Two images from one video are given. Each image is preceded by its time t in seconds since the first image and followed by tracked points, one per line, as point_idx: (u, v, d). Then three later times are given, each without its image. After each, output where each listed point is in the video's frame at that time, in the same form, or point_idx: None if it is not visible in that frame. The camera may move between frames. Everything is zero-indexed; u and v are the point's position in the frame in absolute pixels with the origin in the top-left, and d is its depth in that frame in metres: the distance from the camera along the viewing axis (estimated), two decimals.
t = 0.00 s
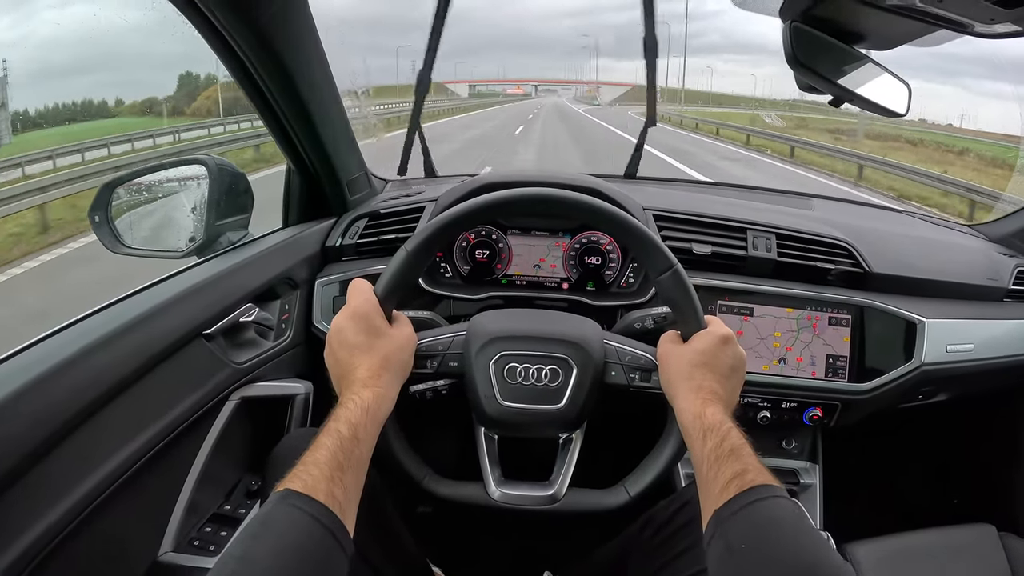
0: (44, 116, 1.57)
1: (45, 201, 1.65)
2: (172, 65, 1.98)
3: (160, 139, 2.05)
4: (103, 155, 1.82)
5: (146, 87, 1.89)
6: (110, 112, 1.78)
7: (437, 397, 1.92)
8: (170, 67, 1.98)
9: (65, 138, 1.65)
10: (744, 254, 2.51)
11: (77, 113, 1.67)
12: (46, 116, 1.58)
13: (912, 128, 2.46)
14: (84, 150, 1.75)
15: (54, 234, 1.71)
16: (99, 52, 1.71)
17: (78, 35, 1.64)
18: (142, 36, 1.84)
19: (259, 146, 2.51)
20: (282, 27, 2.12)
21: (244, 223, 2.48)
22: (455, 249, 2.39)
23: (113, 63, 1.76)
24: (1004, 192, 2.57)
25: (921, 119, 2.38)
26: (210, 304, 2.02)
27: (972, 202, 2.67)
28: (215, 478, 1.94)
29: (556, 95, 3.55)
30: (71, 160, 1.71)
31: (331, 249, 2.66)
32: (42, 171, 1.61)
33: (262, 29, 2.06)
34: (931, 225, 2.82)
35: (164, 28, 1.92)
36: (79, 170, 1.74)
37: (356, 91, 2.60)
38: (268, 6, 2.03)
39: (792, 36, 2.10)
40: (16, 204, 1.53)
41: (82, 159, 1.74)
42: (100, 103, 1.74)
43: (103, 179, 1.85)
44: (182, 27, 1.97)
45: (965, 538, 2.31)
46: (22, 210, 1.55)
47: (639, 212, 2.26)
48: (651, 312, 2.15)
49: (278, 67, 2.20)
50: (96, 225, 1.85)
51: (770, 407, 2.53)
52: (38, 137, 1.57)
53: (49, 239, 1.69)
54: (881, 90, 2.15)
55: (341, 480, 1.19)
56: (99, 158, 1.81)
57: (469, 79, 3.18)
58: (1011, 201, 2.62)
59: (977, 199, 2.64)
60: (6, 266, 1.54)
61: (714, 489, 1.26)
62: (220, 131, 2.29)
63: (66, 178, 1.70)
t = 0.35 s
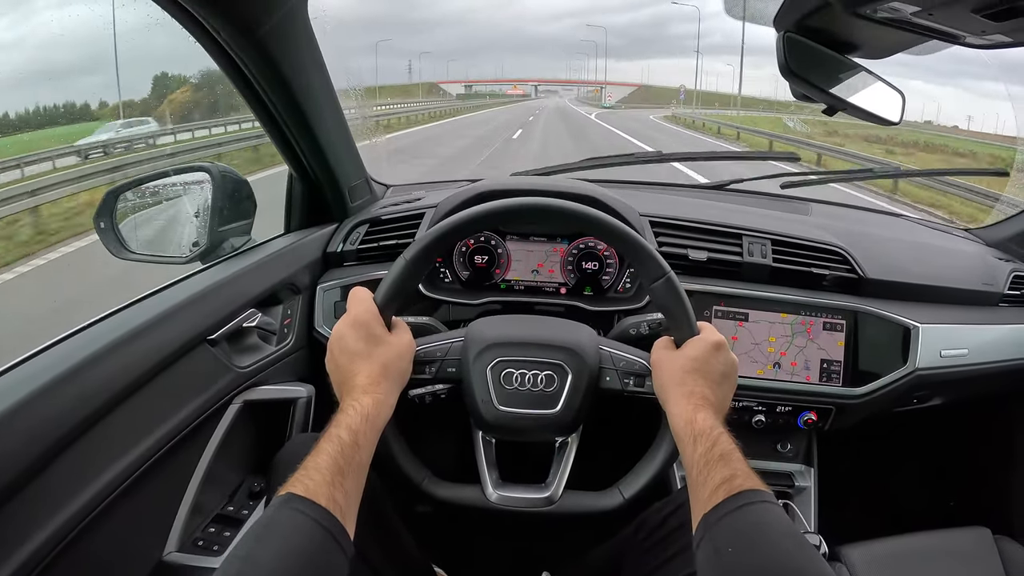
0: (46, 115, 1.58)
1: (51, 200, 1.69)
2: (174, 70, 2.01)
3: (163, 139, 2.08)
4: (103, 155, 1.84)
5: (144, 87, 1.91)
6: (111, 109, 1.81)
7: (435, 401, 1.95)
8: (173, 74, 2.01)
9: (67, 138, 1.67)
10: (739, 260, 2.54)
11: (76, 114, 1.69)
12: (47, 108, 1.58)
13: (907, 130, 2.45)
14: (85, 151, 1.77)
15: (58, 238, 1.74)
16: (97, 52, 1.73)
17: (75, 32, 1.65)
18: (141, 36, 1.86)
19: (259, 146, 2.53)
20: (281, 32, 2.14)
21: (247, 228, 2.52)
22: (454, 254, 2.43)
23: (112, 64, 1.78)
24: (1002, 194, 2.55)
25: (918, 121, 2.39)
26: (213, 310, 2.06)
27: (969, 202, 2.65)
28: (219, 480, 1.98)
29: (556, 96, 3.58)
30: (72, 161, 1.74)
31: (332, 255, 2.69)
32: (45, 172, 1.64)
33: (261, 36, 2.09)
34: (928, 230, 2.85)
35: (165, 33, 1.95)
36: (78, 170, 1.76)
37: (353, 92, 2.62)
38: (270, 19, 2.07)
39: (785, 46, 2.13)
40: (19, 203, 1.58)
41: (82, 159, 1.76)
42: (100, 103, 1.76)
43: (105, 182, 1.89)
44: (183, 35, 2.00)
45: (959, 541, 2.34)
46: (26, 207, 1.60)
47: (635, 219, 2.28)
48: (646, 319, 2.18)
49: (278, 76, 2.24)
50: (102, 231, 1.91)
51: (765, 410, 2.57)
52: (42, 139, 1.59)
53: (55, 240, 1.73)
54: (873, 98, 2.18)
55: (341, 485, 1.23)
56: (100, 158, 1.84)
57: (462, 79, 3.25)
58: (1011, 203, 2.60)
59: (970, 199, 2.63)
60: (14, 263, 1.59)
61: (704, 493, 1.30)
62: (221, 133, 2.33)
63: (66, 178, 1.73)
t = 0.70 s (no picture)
0: (39, 118, 1.57)
1: (56, 201, 1.69)
2: (173, 71, 2.00)
3: (164, 140, 2.07)
4: (104, 157, 1.84)
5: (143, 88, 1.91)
6: (105, 111, 1.79)
7: (439, 403, 1.95)
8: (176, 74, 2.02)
9: (67, 137, 1.67)
10: (743, 262, 2.54)
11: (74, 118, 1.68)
12: (38, 108, 1.57)
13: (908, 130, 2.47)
14: (87, 153, 1.77)
15: (63, 237, 1.74)
16: (97, 50, 1.72)
17: (74, 34, 1.64)
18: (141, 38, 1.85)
19: (256, 150, 2.50)
20: (285, 34, 2.14)
21: (249, 230, 2.52)
22: (457, 256, 2.42)
23: (112, 64, 1.77)
24: (1005, 194, 2.55)
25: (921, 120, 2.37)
26: (216, 312, 2.05)
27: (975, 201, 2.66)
28: (221, 482, 1.98)
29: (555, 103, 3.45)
30: (72, 162, 1.73)
31: (335, 257, 2.69)
32: (47, 172, 1.63)
33: (264, 36, 2.08)
34: (931, 231, 2.85)
35: (167, 35, 1.94)
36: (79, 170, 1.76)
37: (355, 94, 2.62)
38: (275, 20, 2.07)
39: (789, 48, 2.13)
40: (26, 204, 1.57)
41: (77, 161, 1.74)
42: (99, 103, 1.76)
43: (109, 182, 1.88)
44: (186, 35, 1.99)
45: (963, 543, 2.33)
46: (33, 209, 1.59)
47: (639, 221, 2.28)
48: (649, 321, 2.17)
49: (280, 77, 2.23)
50: (104, 233, 1.90)
51: (768, 413, 2.59)
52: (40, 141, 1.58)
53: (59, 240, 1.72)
54: (876, 100, 2.16)
55: (346, 488, 1.23)
56: (101, 161, 1.84)
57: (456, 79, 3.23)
58: (1014, 203, 2.58)
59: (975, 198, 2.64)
60: (18, 263, 1.57)
61: (709, 495, 1.29)
62: (224, 133, 2.33)
63: (68, 179, 1.72)
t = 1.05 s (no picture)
0: (37, 119, 1.56)
1: (57, 199, 1.68)
2: (172, 67, 2.00)
3: (163, 140, 2.06)
4: (105, 155, 1.83)
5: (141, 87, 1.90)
6: (103, 112, 1.78)
7: (443, 402, 1.93)
8: (175, 70, 2.01)
9: (66, 138, 1.66)
10: (748, 261, 2.53)
11: (74, 119, 1.67)
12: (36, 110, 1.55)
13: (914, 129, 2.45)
14: (87, 153, 1.76)
15: (65, 234, 1.72)
16: (94, 51, 1.70)
17: (71, 34, 1.62)
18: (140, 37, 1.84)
19: (257, 147, 2.49)
20: (289, 31, 2.13)
21: (252, 228, 2.50)
22: (461, 255, 2.41)
23: (111, 63, 1.76)
24: (1010, 189, 2.51)
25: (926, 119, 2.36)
26: (218, 311, 2.04)
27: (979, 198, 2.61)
28: (224, 482, 1.96)
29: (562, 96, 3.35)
30: (73, 162, 1.71)
31: (338, 255, 2.68)
32: (48, 172, 1.62)
33: (267, 34, 2.07)
34: (935, 230, 2.83)
35: (168, 33, 1.93)
36: (83, 169, 1.74)
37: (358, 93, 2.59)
38: (279, 15, 2.06)
39: (794, 45, 2.11)
40: (24, 203, 1.55)
41: (79, 161, 1.73)
42: (98, 103, 1.75)
43: (111, 180, 1.87)
44: (188, 31, 1.98)
45: (967, 542, 2.32)
46: (33, 206, 1.58)
47: (644, 218, 2.26)
48: (655, 319, 2.17)
49: (282, 75, 2.22)
50: (105, 231, 1.89)
51: (774, 412, 2.57)
52: (38, 142, 1.57)
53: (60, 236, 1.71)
54: (882, 98, 2.17)
55: (352, 488, 1.22)
56: (103, 159, 1.82)
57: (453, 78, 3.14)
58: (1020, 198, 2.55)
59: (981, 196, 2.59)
60: (19, 261, 1.56)
61: (718, 495, 1.28)
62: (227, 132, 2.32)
63: (69, 179, 1.71)
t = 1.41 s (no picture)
0: (28, 119, 1.56)
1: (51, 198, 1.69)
2: (170, 69, 2.00)
3: (161, 139, 2.06)
4: (100, 156, 1.83)
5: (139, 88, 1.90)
6: (99, 113, 1.78)
7: (437, 401, 1.93)
8: (173, 71, 2.01)
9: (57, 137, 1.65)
10: (744, 259, 2.52)
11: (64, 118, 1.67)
12: (24, 108, 1.54)
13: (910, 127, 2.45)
14: (80, 152, 1.75)
15: (61, 236, 1.74)
16: (90, 52, 1.70)
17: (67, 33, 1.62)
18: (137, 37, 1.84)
19: (252, 147, 2.49)
20: (281, 29, 2.14)
21: (248, 227, 2.51)
22: (457, 253, 2.41)
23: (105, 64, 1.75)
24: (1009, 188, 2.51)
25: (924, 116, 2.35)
26: (213, 310, 2.04)
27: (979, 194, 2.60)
28: (219, 480, 1.97)
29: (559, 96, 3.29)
30: (66, 162, 1.71)
31: (334, 254, 2.68)
32: (43, 171, 1.63)
33: (259, 31, 2.07)
34: (935, 230, 2.82)
35: (163, 32, 1.93)
36: (76, 170, 1.75)
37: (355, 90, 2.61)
38: (270, 13, 2.06)
39: (789, 43, 2.11)
40: (26, 201, 1.58)
41: (72, 161, 1.73)
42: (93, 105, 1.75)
43: (105, 180, 1.88)
44: (183, 32, 1.99)
45: (965, 542, 2.31)
46: (37, 206, 1.62)
47: (639, 217, 2.26)
48: (650, 318, 2.18)
49: (278, 73, 2.22)
50: (102, 230, 1.90)
51: (770, 411, 2.57)
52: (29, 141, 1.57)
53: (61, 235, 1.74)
54: (879, 95, 2.18)
55: (342, 486, 1.22)
56: (97, 159, 1.83)
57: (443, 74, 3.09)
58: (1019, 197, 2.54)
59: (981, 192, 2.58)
60: (16, 262, 1.57)
61: (709, 495, 1.28)
62: (223, 131, 2.32)
63: (62, 179, 1.71)
